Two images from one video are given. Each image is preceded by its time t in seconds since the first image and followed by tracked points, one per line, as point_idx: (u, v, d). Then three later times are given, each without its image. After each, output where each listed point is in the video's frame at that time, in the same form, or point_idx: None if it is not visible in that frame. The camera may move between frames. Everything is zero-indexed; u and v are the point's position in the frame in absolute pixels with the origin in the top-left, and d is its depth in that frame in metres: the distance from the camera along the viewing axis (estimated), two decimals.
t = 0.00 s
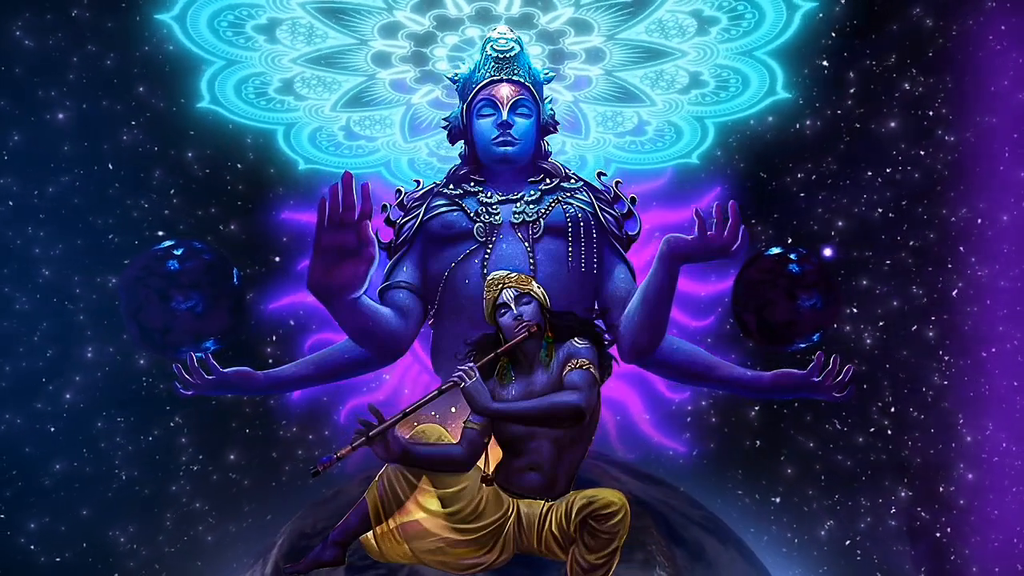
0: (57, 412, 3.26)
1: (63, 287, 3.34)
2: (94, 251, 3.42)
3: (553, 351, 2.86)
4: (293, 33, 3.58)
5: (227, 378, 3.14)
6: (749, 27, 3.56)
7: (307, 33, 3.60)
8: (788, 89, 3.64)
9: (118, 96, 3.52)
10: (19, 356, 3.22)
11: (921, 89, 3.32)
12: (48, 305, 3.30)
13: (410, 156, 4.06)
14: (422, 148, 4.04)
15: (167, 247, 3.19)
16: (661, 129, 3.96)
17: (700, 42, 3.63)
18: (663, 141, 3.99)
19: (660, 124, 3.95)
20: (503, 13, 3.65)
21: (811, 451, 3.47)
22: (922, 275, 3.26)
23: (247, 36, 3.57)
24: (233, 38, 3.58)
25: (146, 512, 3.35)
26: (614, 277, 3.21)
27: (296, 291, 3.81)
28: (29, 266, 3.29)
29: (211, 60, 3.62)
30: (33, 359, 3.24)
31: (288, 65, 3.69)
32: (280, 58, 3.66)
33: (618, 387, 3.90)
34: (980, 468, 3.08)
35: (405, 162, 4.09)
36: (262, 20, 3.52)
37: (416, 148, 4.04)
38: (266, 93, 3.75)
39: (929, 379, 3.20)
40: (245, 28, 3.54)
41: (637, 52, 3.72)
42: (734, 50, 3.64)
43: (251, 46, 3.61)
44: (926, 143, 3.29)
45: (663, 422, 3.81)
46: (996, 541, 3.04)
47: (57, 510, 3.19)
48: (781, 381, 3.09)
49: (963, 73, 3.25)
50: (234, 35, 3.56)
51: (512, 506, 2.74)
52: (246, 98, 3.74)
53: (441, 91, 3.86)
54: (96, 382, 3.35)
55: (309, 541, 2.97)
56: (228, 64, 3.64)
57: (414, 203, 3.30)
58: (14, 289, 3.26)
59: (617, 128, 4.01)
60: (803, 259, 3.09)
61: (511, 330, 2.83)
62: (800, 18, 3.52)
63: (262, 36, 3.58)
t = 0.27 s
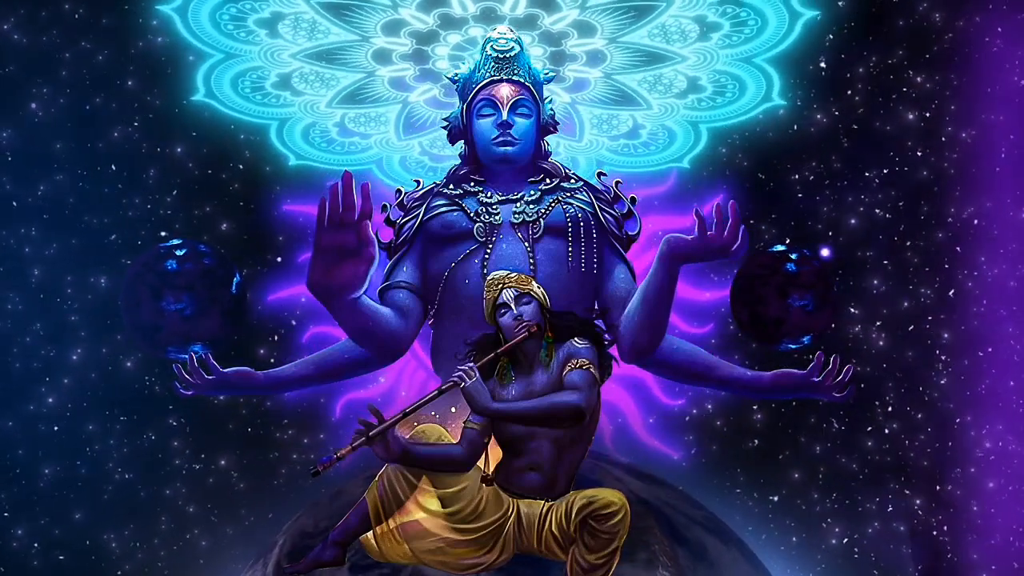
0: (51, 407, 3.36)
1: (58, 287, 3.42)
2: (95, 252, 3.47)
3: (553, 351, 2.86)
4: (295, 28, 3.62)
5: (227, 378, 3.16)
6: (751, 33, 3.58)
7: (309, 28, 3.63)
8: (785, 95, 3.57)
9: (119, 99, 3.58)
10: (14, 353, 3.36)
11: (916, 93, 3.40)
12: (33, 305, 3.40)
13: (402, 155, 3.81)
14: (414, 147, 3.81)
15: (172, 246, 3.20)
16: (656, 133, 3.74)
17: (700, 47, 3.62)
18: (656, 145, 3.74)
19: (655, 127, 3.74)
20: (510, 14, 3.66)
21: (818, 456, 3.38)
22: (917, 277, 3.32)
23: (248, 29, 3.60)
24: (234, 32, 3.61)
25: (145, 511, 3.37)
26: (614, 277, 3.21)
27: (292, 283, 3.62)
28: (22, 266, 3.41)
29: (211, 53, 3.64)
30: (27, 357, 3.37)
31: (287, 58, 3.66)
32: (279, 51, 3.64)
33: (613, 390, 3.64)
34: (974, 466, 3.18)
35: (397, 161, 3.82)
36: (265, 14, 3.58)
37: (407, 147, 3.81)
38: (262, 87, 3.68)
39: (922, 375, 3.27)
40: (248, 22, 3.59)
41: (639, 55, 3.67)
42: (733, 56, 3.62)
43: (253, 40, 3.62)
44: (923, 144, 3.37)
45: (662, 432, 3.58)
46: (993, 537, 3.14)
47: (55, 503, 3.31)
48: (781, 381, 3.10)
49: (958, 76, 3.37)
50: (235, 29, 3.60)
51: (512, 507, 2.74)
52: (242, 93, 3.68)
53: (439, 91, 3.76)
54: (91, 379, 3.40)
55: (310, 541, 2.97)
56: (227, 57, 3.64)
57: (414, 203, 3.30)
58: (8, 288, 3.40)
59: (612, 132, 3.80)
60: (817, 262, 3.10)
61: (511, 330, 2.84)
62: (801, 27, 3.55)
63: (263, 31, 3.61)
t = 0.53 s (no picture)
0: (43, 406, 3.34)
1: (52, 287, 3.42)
2: (90, 252, 3.47)
3: (553, 351, 2.86)
4: (297, 23, 3.59)
5: (227, 378, 3.16)
6: (751, 40, 3.58)
7: (311, 24, 3.61)
8: (779, 103, 3.58)
9: (116, 98, 3.57)
10: (7, 354, 3.36)
11: (912, 95, 3.40)
12: (26, 306, 3.39)
13: (394, 153, 3.85)
14: (408, 144, 3.84)
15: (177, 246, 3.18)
16: (649, 136, 3.79)
17: (700, 53, 3.63)
18: (648, 149, 3.80)
19: (649, 131, 3.79)
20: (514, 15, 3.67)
21: (808, 449, 3.39)
22: (914, 276, 3.32)
23: (249, 22, 3.56)
24: (234, 25, 3.58)
25: (143, 511, 3.36)
26: (614, 277, 3.21)
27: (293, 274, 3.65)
28: (13, 266, 3.41)
29: (211, 45, 3.62)
30: (20, 358, 3.36)
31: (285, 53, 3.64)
32: (278, 46, 3.62)
33: (610, 394, 3.67)
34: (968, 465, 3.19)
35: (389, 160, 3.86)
36: (267, 8, 3.55)
37: (401, 144, 3.84)
38: (258, 82, 3.68)
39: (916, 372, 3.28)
40: (249, 15, 3.55)
41: (638, 59, 3.69)
42: (733, 61, 3.62)
43: (253, 34, 3.58)
44: (919, 145, 3.37)
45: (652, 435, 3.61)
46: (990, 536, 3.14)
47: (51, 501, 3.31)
48: (781, 381, 3.10)
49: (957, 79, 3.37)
50: (237, 22, 3.57)
51: (512, 507, 2.74)
52: (238, 87, 3.68)
53: (437, 90, 3.77)
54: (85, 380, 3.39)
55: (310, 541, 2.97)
56: (226, 50, 3.62)
57: (414, 203, 3.30)
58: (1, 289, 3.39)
59: (605, 134, 3.84)
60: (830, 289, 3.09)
61: (511, 330, 2.84)
62: (802, 36, 3.54)
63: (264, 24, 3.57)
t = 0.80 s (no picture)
0: (37, 406, 3.32)
1: (45, 287, 3.40)
2: (85, 252, 3.46)
3: (553, 351, 2.86)
4: (300, 18, 3.55)
5: (227, 378, 3.16)
6: (751, 47, 3.58)
7: (314, 19, 3.56)
8: (774, 109, 3.59)
9: (111, 96, 3.57)
10: None
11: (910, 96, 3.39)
12: (19, 305, 3.38)
13: (386, 150, 3.88)
14: (400, 142, 3.87)
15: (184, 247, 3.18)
16: (642, 139, 3.84)
17: (700, 58, 3.63)
18: (642, 152, 3.86)
19: (643, 134, 3.83)
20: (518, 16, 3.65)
21: (809, 448, 3.40)
22: (910, 274, 3.32)
23: (251, 16, 3.51)
24: (235, 18, 3.53)
25: (142, 510, 3.36)
26: (614, 277, 3.21)
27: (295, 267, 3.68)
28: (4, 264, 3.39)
29: (210, 38, 3.58)
30: (12, 359, 3.34)
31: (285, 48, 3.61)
32: (279, 41, 3.59)
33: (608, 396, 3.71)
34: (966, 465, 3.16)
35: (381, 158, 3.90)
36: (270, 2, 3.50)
37: (394, 142, 3.88)
38: (256, 76, 3.65)
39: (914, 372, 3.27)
40: (252, 9, 3.50)
41: (638, 62, 3.69)
42: (732, 67, 3.63)
43: (254, 28, 3.54)
44: (915, 146, 3.37)
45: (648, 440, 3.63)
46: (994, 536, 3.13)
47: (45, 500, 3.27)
48: (781, 381, 3.10)
49: (955, 80, 3.35)
50: (239, 16, 3.52)
51: (512, 507, 2.74)
52: (235, 81, 3.66)
53: (436, 88, 3.78)
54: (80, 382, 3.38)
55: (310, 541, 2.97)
56: (225, 43, 3.59)
57: (414, 203, 3.30)
58: None
59: (599, 137, 3.89)
60: (829, 292, 3.08)
61: (511, 330, 2.84)
62: (801, 44, 3.54)
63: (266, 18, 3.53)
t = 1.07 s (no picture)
0: (32, 406, 3.32)
1: (39, 287, 3.40)
2: (80, 251, 3.46)
3: (553, 351, 2.86)
4: (304, 14, 3.54)
5: (227, 378, 3.15)
6: (751, 53, 3.60)
7: (317, 15, 3.56)
8: (768, 116, 3.62)
9: (108, 95, 3.58)
10: None
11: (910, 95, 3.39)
12: (10, 305, 3.36)
13: (380, 148, 3.93)
14: (395, 140, 3.91)
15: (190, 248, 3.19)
16: (635, 142, 3.89)
17: (700, 63, 3.65)
18: (634, 155, 3.91)
19: (636, 137, 3.88)
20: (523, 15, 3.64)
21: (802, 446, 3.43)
22: (905, 275, 3.30)
23: (254, 10, 3.50)
24: (238, 12, 3.52)
25: (141, 510, 3.36)
26: (614, 278, 3.21)
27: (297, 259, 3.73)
28: None
29: (210, 31, 3.58)
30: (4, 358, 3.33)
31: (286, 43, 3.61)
32: (280, 36, 3.58)
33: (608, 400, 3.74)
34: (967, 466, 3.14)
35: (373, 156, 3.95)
36: None
37: (388, 141, 3.92)
38: (254, 70, 3.66)
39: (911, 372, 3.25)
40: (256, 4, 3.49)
41: (638, 66, 3.71)
42: (730, 73, 3.65)
43: (256, 22, 3.53)
44: (914, 147, 3.35)
45: (642, 443, 3.66)
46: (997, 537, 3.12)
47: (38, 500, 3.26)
48: (781, 381, 3.09)
49: (953, 81, 3.33)
50: (242, 9, 3.51)
51: (512, 507, 2.74)
52: (232, 75, 3.67)
53: (434, 87, 3.80)
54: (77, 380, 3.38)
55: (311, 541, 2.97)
56: (227, 37, 3.59)
57: (414, 203, 3.30)
58: None
59: (593, 139, 3.93)
60: (829, 292, 3.07)
61: (511, 330, 2.84)
62: (801, 52, 3.54)
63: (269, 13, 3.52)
